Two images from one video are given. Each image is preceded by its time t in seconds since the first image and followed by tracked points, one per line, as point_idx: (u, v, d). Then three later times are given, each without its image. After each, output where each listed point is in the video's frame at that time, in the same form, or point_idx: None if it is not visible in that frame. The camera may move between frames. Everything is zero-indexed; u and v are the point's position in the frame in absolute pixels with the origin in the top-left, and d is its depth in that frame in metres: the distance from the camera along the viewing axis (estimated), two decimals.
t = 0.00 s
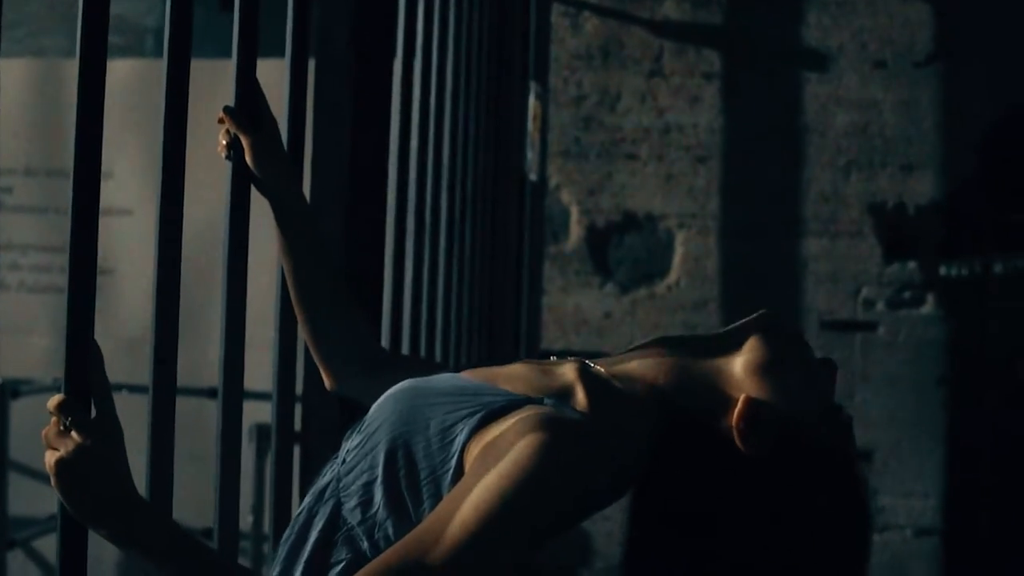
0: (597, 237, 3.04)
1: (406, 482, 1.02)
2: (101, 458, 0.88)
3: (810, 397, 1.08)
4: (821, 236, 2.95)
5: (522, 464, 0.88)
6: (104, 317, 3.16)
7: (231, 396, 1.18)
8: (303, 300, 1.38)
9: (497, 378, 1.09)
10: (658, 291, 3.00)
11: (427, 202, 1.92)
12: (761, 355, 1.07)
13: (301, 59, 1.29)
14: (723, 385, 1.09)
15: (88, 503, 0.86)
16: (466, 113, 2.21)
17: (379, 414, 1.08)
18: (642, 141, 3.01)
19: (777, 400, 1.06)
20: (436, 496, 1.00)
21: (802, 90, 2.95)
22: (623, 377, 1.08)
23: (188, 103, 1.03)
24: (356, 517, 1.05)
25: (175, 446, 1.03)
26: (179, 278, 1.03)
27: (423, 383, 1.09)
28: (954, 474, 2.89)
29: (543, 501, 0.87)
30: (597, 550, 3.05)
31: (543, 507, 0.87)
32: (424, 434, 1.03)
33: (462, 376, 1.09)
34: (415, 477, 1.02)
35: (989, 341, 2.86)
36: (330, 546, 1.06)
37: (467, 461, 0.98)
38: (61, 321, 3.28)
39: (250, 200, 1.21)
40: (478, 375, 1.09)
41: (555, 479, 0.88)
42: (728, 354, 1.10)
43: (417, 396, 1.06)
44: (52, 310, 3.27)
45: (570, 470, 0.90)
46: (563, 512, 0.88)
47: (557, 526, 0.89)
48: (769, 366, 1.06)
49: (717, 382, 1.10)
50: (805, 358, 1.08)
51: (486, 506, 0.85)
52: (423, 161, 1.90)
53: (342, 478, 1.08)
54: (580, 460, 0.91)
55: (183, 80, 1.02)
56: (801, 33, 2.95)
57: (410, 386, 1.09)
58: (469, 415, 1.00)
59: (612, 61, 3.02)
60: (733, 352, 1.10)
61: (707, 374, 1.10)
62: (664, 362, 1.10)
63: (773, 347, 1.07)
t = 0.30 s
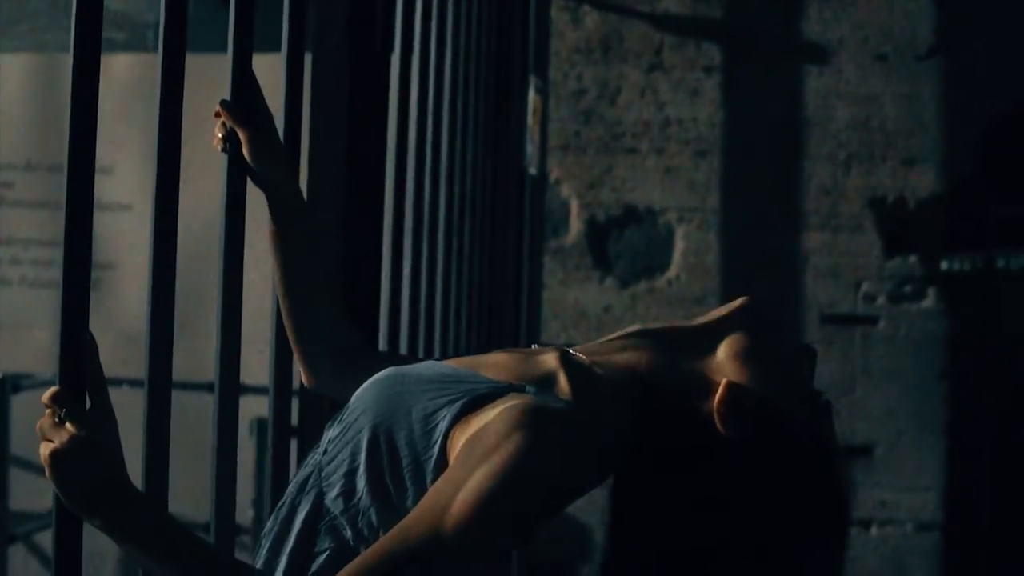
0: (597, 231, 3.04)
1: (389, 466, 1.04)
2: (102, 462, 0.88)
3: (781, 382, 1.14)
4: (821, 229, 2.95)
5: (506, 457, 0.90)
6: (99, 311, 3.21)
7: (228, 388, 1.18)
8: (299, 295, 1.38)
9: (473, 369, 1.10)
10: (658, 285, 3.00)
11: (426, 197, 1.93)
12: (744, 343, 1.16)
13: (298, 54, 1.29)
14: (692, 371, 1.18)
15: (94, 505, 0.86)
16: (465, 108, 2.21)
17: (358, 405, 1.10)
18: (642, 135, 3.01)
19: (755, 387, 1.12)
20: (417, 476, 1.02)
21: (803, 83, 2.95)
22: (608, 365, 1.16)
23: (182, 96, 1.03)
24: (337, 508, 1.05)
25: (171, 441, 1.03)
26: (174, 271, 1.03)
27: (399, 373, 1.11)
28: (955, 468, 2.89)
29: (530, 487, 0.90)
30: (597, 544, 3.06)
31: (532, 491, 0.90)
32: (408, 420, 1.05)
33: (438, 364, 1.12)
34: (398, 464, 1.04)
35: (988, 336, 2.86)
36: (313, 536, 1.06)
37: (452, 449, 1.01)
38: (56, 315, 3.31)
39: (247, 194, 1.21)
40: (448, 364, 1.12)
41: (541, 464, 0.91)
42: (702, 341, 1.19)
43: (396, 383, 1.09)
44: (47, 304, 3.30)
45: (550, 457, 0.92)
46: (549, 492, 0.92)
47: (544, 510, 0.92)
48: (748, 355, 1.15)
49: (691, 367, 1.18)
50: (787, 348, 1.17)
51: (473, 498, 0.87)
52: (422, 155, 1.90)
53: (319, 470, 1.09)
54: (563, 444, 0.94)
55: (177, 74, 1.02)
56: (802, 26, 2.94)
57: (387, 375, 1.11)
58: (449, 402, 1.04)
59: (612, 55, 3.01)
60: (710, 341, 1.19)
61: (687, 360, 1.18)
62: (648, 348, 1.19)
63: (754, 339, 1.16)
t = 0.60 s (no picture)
0: (602, 226, 3.01)
1: (344, 442, 1.08)
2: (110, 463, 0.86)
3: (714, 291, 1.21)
4: (829, 226, 2.94)
5: (452, 430, 0.90)
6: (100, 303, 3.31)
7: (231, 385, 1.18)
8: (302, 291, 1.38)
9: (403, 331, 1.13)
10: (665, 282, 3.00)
11: (431, 194, 1.93)
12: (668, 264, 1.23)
13: (301, 52, 1.29)
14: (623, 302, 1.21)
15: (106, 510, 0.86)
16: (471, 104, 2.20)
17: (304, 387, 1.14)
18: (649, 131, 3.01)
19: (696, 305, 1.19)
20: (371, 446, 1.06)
21: (809, 79, 2.94)
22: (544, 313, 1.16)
23: (184, 93, 1.03)
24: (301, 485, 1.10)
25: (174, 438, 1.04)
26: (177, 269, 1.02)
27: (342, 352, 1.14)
28: (962, 465, 2.88)
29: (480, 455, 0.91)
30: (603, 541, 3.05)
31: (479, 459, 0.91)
32: (354, 397, 1.07)
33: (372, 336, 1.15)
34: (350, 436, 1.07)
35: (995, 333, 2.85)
36: (281, 524, 1.10)
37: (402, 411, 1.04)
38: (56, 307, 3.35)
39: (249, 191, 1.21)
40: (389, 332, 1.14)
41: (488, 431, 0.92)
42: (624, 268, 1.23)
43: (339, 360, 1.12)
44: (46, 297, 3.34)
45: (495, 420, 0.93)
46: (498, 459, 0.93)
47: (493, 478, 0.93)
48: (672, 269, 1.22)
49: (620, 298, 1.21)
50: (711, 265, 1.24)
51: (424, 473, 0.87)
52: (427, 151, 1.90)
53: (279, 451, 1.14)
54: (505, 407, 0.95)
55: (178, 72, 1.02)
56: (808, 22, 2.94)
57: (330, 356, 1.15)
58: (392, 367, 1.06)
59: (618, 51, 3.01)
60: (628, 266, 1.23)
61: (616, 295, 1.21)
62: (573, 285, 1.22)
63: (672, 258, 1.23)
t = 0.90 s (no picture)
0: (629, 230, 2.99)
1: (327, 442, 1.14)
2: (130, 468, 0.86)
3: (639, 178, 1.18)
4: (855, 228, 2.92)
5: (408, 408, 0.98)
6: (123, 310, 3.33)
7: (256, 390, 1.18)
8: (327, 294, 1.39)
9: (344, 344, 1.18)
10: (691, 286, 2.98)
11: (455, 198, 1.93)
12: (584, 174, 1.20)
13: (323, 57, 1.30)
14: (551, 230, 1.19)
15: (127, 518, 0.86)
16: (495, 107, 2.20)
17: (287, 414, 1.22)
18: (674, 134, 2.99)
19: (628, 193, 1.17)
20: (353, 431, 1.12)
21: (836, 81, 2.92)
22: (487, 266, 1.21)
23: (207, 97, 1.04)
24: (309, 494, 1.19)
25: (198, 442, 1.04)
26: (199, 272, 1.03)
27: (311, 369, 1.22)
28: (991, 470, 2.86)
29: (445, 415, 0.99)
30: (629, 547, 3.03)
31: (444, 424, 0.99)
32: (322, 401, 1.14)
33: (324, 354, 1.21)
34: (321, 440, 1.15)
35: None
36: (301, 536, 1.19)
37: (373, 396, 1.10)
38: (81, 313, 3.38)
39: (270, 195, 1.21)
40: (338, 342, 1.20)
41: (447, 393, 0.99)
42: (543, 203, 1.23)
43: (304, 379, 1.20)
44: (72, 302, 3.38)
45: (451, 381, 0.99)
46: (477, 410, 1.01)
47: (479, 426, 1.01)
48: (588, 172, 1.20)
49: (550, 225, 1.20)
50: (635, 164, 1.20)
51: (395, 457, 0.97)
52: (451, 155, 1.91)
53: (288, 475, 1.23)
54: (462, 355, 1.01)
55: (201, 75, 1.03)
56: (834, 24, 2.92)
57: (302, 375, 1.23)
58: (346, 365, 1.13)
59: (642, 54, 2.99)
60: (545, 197, 1.24)
61: (546, 225, 1.20)
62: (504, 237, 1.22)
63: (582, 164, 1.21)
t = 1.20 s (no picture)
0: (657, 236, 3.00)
1: (358, 461, 1.02)
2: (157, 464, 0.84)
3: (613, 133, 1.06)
4: (886, 232, 2.90)
5: (421, 411, 0.83)
6: (154, 315, 3.35)
7: (283, 393, 1.19)
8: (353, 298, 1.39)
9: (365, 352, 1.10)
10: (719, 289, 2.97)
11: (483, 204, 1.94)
12: (545, 145, 1.07)
13: (351, 63, 1.31)
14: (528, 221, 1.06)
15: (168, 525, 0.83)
16: (523, 112, 2.20)
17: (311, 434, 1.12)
18: (703, 138, 2.98)
19: (604, 148, 1.05)
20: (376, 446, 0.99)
21: (866, 85, 2.91)
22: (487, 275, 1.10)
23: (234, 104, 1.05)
24: (345, 516, 1.07)
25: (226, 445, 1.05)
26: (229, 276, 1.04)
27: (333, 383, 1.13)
28: None
29: (468, 389, 0.85)
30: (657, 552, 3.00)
31: (466, 399, 0.84)
32: (337, 415, 1.03)
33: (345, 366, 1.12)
34: (346, 456, 1.02)
35: None
36: (342, 558, 1.07)
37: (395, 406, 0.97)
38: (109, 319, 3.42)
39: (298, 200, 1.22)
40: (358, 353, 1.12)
41: (467, 364, 0.85)
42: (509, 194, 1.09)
43: (325, 396, 1.11)
44: (102, 308, 3.42)
45: (472, 351, 0.86)
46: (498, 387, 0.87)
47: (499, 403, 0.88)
48: (556, 139, 1.07)
49: (522, 209, 1.06)
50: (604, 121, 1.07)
51: (414, 439, 0.82)
52: (479, 161, 1.91)
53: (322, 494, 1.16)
54: (482, 325, 0.88)
55: (230, 81, 1.04)
56: (865, 27, 2.90)
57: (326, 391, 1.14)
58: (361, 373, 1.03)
59: (672, 58, 2.98)
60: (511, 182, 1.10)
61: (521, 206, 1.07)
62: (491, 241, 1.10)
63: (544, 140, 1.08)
